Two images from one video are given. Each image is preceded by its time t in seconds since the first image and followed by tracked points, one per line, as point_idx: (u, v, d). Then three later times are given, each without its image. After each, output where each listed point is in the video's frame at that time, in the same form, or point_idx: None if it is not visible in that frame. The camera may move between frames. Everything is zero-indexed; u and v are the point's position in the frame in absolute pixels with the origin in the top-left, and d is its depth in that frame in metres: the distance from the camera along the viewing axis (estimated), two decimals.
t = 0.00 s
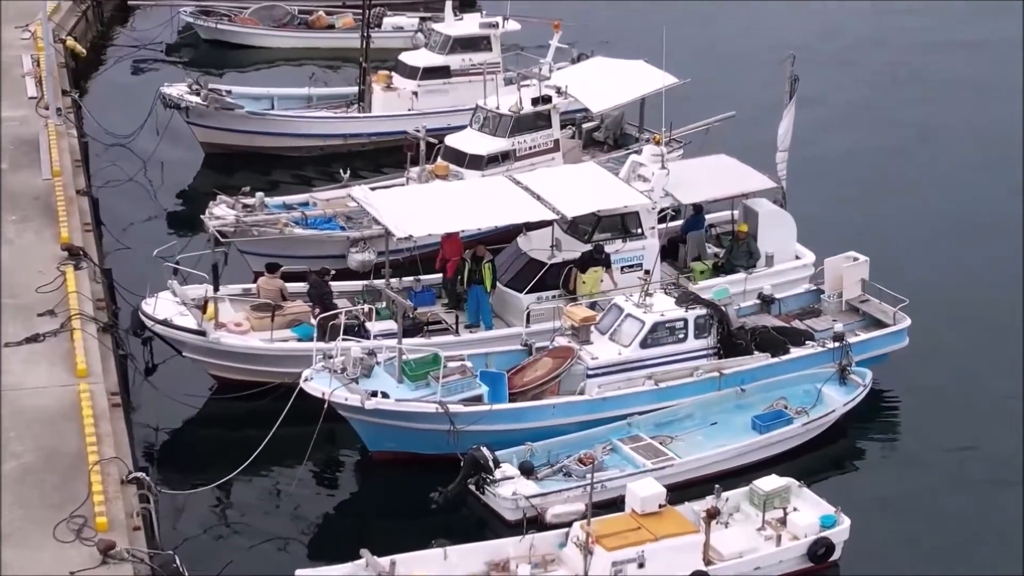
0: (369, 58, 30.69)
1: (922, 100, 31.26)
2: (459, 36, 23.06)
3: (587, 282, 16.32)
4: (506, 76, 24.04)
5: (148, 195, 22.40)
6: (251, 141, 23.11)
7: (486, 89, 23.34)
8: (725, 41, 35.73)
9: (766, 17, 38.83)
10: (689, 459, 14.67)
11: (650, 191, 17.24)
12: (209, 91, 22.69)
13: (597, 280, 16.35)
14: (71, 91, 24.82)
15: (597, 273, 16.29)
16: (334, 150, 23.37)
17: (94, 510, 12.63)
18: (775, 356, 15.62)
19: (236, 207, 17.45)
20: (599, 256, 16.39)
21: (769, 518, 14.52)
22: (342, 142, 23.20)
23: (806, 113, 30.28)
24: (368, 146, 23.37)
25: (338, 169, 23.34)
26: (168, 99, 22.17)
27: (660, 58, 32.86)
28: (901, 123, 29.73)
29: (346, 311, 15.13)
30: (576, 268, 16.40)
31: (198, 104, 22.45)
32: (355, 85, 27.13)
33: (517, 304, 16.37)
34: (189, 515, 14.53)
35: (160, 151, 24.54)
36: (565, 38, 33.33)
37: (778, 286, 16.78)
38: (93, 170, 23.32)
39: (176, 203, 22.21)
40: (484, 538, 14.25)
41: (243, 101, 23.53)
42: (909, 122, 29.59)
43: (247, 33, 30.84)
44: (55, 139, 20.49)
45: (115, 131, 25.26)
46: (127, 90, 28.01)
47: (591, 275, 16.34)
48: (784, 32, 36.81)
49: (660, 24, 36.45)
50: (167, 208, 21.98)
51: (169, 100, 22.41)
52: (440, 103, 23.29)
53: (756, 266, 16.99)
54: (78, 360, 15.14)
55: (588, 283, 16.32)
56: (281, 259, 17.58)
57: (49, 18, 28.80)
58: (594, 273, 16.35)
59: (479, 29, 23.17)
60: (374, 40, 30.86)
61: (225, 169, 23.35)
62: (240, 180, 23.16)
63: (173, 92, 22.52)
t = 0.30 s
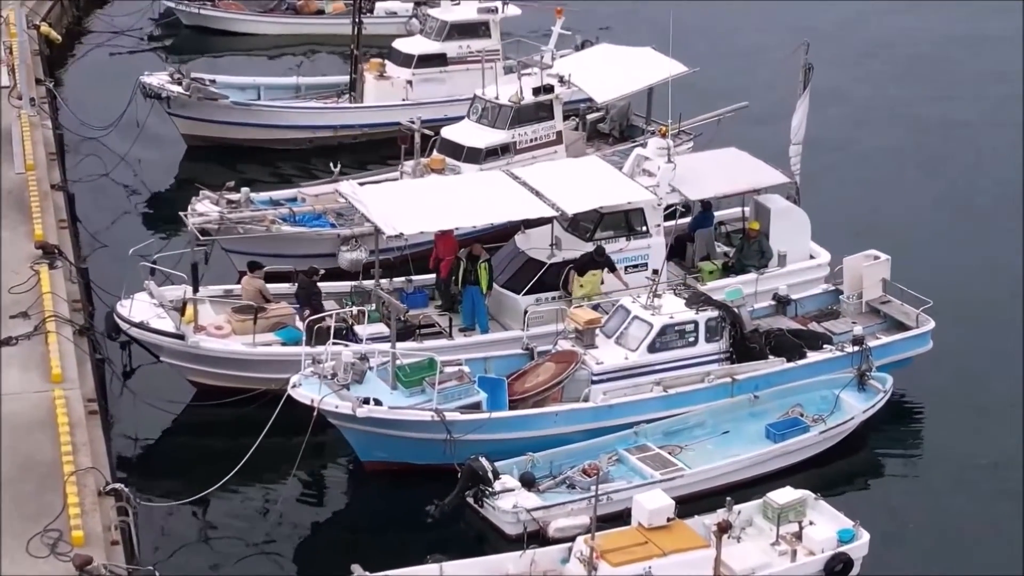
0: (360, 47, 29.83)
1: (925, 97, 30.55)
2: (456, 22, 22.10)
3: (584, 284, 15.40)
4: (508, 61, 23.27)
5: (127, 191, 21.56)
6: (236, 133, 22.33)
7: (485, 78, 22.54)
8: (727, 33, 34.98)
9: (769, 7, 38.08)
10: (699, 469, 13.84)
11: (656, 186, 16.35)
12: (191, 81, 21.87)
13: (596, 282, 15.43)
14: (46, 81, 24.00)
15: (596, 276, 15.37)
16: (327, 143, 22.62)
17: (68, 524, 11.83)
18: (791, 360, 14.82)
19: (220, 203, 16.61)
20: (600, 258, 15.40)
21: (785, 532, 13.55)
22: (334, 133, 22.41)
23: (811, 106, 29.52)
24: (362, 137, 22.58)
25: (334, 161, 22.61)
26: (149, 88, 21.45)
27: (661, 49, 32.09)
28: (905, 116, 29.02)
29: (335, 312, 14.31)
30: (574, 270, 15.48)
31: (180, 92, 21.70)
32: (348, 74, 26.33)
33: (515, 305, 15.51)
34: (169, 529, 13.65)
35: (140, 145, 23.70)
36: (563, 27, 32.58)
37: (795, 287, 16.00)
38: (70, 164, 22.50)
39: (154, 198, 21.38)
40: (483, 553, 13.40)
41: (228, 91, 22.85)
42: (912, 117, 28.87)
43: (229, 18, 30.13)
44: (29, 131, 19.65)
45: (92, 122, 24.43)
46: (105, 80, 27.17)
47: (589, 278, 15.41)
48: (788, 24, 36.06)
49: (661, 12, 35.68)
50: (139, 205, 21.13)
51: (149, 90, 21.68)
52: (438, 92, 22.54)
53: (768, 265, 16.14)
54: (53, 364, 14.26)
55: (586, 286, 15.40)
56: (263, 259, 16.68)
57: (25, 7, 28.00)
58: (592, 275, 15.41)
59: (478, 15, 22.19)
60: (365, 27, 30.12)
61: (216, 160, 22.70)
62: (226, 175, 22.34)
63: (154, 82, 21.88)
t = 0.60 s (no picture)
0: (353, 36, 29.12)
1: (932, 92, 29.90)
2: (453, 9, 21.42)
3: (585, 291, 14.67)
4: (508, 50, 22.57)
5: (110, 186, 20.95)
6: (221, 125, 21.77)
7: (483, 68, 21.86)
8: (728, 27, 34.35)
9: None
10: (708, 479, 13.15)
11: (660, 181, 15.62)
12: (174, 71, 21.23)
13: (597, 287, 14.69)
14: (23, 73, 23.28)
15: (598, 281, 14.66)
16: (317, 136, 22.09)
17: (45, 536, 11.26)
18: (805, 364, 14.11)
19: (205, 198, 15.91)
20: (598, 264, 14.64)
21: (797, 544, 12.64)
22: (325, 126, 21.91)
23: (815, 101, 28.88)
24: (354, 132, 22.04)
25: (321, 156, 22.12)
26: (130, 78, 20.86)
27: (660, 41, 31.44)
28: (908, 113, 28.33)
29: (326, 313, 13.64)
30: (574, 275, 14.76)
31: (163, 83, 21.08)
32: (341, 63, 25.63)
33: (512, 306, 14.76)
34: (150, 540, 12.92)
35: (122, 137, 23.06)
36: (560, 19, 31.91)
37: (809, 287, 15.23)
38: (47, 157, 21.81)
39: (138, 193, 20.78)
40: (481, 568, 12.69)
41: (213, 82, 22.28)
42: (918, 113, 28.19)
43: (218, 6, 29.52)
44: (5, 124, 18.96)
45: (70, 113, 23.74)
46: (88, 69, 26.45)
47: (590, 283, 14.69)
48: (790, 16, 35.42)
49: (660, 5, 35.04)
50: (125, 199, 20.59)
51: (130, 80, 21.08)
52: (433, 83, 21.82)
53: (779, 264, 15.35)
54: (29, 368, 13.56)
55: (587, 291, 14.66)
56: (247, 251, 15.93)
57: None
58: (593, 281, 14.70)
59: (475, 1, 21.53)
60: (358, 15, 29.46)
61: (201, 151, 22.08)
62: (213, 169, 21.71)
63: (136, 71, 21.27)
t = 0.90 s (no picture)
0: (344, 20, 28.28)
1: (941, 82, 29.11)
2: None
3: (587, 300, 13.88)
4: (506, 34, 21.73)
5: (82, 178, 20.16)
6: (206, 116, 21.00)
7: (481, 54, 21.07)
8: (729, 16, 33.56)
9: None
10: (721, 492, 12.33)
11: (666, 175, 14.70)
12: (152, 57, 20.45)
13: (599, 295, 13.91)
14: None
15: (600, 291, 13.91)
16: (306, 126, 21.30)
17: (13, 553, 10.38)
18: (825, 370, 13.26)
19: (185, 192, 15.09)
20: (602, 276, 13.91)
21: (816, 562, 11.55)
22: (313, 116, 21.11)
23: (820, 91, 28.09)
24: (345, 121, 21.26)
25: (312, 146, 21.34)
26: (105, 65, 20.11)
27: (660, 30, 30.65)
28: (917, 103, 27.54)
29: (313, 315, 12.73)
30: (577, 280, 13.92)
31: (140, 70, 20.26)
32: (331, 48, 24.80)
33: (508, 309, 13.88)
34: (121, 556, 12.03)
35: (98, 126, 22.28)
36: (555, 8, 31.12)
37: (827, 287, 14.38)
38: (16, 150, 21.07)
39: (113, 186, 19.97)
40: None
41: (194, 68, 21.59)
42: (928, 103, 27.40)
43: None
44: None
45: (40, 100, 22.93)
46: (64, 55, 25.62)
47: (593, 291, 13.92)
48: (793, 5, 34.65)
49: None
50: (99, 190, 19.85)
51: (106, 66, 20.29)
52: (428, 70, 21.04)
53: (793, 265, 14.51)
54: None
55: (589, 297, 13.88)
56: (229, 247, 15.06)
57: None
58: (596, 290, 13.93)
59: None
60: None
61: (181, 143, 21.26)
62: (193, 161, 20.86)
63: (111, 58, 20.45)
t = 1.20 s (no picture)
0: (338, 7, 27.57)
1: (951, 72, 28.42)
2: None
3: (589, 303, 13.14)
4: (505, 19, 21.03)
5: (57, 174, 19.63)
6: (190, 106, 20.28)
7: (479, 40, 20.37)
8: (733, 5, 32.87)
9: None
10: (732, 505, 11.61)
11: (672, 170, 13.94)
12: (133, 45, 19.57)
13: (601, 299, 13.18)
14: None
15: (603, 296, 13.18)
16: (294, 117, 20.61)
17: None
18: (844, 375, 12.58)
19: (166, 186, 14.38)
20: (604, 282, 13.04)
21: None
22: (302, 105, 20.42)
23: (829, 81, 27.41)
24: (335, 112, 20.60)
25: (292, 139, 20.58)
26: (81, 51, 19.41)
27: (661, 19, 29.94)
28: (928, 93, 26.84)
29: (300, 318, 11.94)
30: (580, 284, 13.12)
31: (118, 58, 19.49)
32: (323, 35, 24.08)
33: (504, 311, 13.16)
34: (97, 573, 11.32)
35: (78, 121, 21.67)
36: None
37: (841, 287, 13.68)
38: None
39: (88, 184, 19.40)
40: None
41: (176, 56, 21.02)
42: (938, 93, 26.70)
43: None
44: None
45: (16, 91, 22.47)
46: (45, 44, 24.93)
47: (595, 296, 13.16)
48: None
49: None
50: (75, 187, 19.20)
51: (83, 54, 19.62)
52: (426, 56, 20.40)
53: (806, 265, 13.74)
54: None
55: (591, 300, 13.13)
56: (211, 245, 14.37)
57: None
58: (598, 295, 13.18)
59: None
60: None
61: (162, 139, 20.63)
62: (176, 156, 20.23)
63: (88, 45, 19.76)
